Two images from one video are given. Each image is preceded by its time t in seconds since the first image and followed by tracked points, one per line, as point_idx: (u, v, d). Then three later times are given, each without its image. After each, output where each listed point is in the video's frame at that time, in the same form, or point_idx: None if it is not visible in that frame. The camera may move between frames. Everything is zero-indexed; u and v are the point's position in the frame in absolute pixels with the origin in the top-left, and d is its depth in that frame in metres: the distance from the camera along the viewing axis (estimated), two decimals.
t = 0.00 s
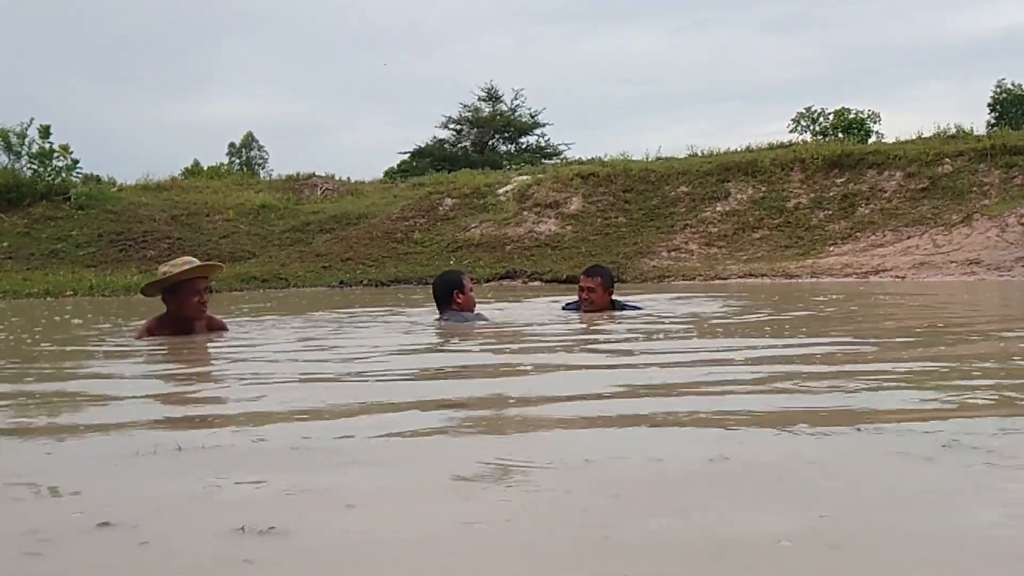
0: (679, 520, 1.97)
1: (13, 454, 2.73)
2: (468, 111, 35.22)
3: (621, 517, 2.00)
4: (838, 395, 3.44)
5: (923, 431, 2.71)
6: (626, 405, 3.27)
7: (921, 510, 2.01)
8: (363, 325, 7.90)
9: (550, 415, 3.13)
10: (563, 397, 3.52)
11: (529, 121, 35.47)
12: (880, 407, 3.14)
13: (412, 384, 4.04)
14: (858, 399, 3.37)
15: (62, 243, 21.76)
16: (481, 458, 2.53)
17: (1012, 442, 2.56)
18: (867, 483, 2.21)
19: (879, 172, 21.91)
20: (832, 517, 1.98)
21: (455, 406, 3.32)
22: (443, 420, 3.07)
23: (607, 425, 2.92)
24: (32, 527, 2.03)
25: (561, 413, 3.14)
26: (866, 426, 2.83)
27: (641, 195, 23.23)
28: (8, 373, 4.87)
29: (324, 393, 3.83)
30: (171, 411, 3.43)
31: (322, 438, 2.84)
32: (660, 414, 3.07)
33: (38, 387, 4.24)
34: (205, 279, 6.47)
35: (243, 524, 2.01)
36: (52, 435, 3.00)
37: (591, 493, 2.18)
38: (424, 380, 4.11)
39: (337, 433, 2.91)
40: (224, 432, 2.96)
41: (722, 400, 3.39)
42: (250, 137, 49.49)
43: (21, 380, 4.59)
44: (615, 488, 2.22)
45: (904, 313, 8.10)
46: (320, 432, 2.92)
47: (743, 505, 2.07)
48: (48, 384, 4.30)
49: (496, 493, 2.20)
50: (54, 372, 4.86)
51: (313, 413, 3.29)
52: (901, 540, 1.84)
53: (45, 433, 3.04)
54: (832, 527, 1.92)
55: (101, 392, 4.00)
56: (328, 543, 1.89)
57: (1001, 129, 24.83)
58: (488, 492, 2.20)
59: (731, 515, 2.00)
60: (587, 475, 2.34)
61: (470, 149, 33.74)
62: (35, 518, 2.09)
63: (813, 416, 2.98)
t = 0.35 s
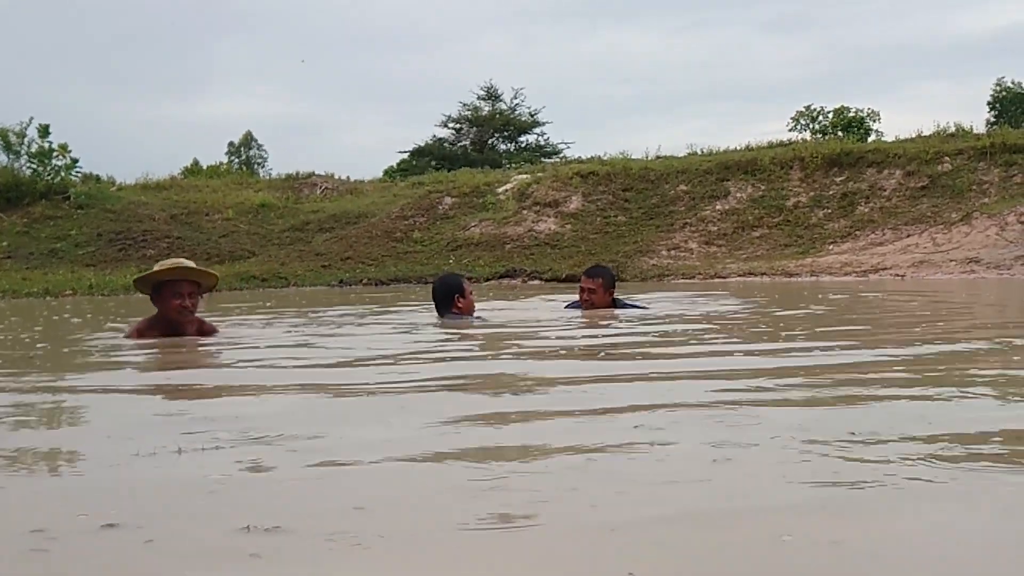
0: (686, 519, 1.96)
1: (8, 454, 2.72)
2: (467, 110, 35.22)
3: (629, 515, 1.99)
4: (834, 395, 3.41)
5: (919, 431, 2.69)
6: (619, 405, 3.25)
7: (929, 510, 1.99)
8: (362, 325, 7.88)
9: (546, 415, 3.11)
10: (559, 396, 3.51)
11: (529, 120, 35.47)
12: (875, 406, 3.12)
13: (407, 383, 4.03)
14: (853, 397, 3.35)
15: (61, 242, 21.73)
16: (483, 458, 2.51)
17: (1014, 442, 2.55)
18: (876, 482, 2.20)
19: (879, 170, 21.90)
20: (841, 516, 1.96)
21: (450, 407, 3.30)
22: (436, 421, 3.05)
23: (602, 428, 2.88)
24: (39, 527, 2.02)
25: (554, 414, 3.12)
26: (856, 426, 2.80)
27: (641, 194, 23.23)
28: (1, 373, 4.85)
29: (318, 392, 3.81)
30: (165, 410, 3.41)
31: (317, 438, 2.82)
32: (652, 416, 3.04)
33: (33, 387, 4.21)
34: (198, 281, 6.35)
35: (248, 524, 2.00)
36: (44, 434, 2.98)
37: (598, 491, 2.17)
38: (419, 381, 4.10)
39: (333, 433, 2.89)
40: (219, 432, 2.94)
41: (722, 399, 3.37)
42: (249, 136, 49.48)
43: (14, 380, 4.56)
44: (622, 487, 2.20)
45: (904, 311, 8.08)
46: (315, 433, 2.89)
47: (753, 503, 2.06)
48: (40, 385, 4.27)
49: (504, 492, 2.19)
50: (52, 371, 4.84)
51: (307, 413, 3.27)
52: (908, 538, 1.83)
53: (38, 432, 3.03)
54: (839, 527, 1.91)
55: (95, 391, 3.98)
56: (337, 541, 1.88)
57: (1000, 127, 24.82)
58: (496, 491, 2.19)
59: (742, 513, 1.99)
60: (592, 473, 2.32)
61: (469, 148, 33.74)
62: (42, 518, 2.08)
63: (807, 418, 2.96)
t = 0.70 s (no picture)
0: (690, 520, 1.96)
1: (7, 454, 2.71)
2: (466, 110, 35.19)
3: (633, 515, 1.99)
4: (832, 395, 3.41)
5: (915, 431, 2.69)
6: (614, 405, 3.25)
7: (934, 509, 1.99)
8: (361, 325, 7.86)
9: (544, 414, 3.11)
10: (557, 396, 3.51)
11: (528, 120, 35.47)
12: (871, 407, 3.12)
13: (407, 384, 4.03)
14: (851, 398, 3.35)
15: (60, 243, 21.71)
16: (486, 458, 2.51)
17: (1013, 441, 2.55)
18: (879, 481, 2.19)
19: (878, 169, 21.90)
20: (847, 515, 1.96)
21: (447, 407, 3.30)
22: (434, 422, 3.04)
23: (598, 427, 2.88)
24: (45, 528, 2.02)
25: (547, 413, 3.12)
26: (850, 426, 2.79)
27: (640, 194, 23.22)
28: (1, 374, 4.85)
29: (317, 392, 3.82)
30: (164, 411, 3.42)
31: (316, 439, 2.81)
32: (647, 415, 3.03)
33: (31, 387, 4.22)
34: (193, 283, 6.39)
35: (254, 525, 2.00)
36: (44, 435, 2.98)
37: (603, 493, 2.16)
38: (418, 382, 4.11)
39: (330, 434, 2.89)
40: (217, 432, 2.94)
41: (722, 400, 3.35)
42: (247, 136, 49.45)
43: (13, 380, 4.57)
44: (625, 487, 2.20)
45: (903, 311, 8.06)
46: (312, 434, 2.88)
47: (757, 503, 2.06)
48: (39, 385, 4.28)
49: (509, 493, 2.18)
50: (48, 373, 4.81)
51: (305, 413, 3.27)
52: (914, 538, 1.82)
53: (37, 432, 3.04)
54: (844, 525, 1.90)
55: (95, 391, 3.99)
56: (342, 542, 1.88)
57: (999, 127, 24.83)
58: (502, 492, 2.19)
59: (746, 514, 1.99)
60: (596, 474, 2.32)
61: (468, 147, 33.75)
62: (47, 519, 2.08)
63: (801, 417, 2.95)
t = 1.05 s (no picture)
0: (696, 518, 1.98)
1: (16, 456, 2.74)
2: (467, 111, 35.23)
3: (641, 513, 2.01)
4: (834, 392, 3.43)
5: (914, 429, 2.72)
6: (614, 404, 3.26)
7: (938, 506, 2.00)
8: (364, 327, 7.90)
9: (548, 412, 3.14)
10: (559, 394, 3.53)
11: (529, 121, 35.49)
12: (872, 404, 3.14)
13: (412, 382, 4.07)
14: (854, 395, 3.37)
15: (63, 246, 21.75)
16: (495, 457, 2.53)
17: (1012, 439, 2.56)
18: (884, 478, 2.21)
19: (879, 168, 21.92)
20: (853, 513, 1.98)
21: (451, 405, 3.32)
22: (438, 419, 3.08)
23: (600, 426, 2.89)
24: (60, 530, 2.05)
25: (549, 412, 3.14)
26: (850, 424, 2.81)
27: (641, 194, 23.24)
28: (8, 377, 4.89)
29: (324, 391, 3.85)
30: (172, 409, 3.45)
31: (322, 439, 2.83)
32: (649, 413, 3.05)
33: (39, 389, 4.25)
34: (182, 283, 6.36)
35: (266, 525, 2.03)
36: (53, 435, 3.02)
37: (611, 490, 2.19)
38: (424, 381, 4.14)
39: (335, 431, 2.92)
40: (224, 433, 2.96)
41: (721, 397, 3.39)
42: (248, 139, 49.48)
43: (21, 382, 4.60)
44: (633, 485, 2.22)
45: (905, 309, 8.09)
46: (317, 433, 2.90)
47: (764, 502, 2.08)
48: (47, 388, 4.31)
49: (518, 492, 2.21)
50: (55, 375, 4.85)
51: (310, 411, 3.30)
52: (917, 535, 1.84)
53: (47, 432, 3.07)
54: (849, 522, 1.92)
55: (102, 391, 4.02)
56: (353, 542, 1.91)
57: (999, 124, 24.84)
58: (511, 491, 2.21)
59: (752, 512, 2.01)
60: (603, 472, 2.34)
61: (469, 148, 33.78)
62: (62, 521, 2.11)
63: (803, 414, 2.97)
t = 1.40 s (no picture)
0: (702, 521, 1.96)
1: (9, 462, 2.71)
2: (464, 114, 35.22)
3: (646, 517, 1.99)
4: (830, 396, 3.42)
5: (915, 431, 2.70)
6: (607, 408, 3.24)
7: (940, 508, 2.00)
8: (362, 330, 7.87)
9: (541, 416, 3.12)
10: (555, 401, 3.51)
11: (525, 123, 35.48)
12: (868, 407, 3.12)
13: (409, 387, 4.05)
14: (853, 398, 3.35)
15: (60, 250, 21.72)
16: (500, 462, 2.51)
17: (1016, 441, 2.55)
18: (891, 481, 2.20)
19: (876, 169, 21.92)
20: (860, 515, 1.96)
21: (446, 411, 3.31)
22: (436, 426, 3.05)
23: (597, 429, 2.86)
24: (65, 534, 2.03)
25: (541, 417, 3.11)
26: (844, 427, 2.79)
27: (638, 196, 23.23)
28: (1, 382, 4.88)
29: (320, 397, 3.84)
30: (167, 415, 3.44)
31: (317, 444, 2.81)
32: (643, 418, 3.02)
33: (34, 395, 4.24)
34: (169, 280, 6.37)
35: (269, 528, 2.01)
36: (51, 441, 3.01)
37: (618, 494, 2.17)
38: (420, 384, 4.12)
39: (333, 438, 2.89)
40: (220, 439, 2.93)
41: (720, 401, 3.37)
42: (245, 142, 49.44)
43: (16, 388, 4.59)
44: (640, 488, 2.20)
45: (905, 311, 8.07)
46: (312, 440, 2.87)
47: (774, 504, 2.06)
48: (42, 394, 4.30)
49: (526, 495, 2.19)
50: (51, 381, 4.82)
51: (304, 418, 3.28)
52: (923, 539, 1.83)
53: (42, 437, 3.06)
54: (860, 525, 1.91)
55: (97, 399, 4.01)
56: (358, 546, 1.89)
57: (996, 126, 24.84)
58: (518, 494, 2.19)
59: (761, 513, 2.00)
60: (610, 477, 2.31)
61: (466, 151, 33.77)
62: (65, 526, 2.09)
63: (797, 418, 2.94)
